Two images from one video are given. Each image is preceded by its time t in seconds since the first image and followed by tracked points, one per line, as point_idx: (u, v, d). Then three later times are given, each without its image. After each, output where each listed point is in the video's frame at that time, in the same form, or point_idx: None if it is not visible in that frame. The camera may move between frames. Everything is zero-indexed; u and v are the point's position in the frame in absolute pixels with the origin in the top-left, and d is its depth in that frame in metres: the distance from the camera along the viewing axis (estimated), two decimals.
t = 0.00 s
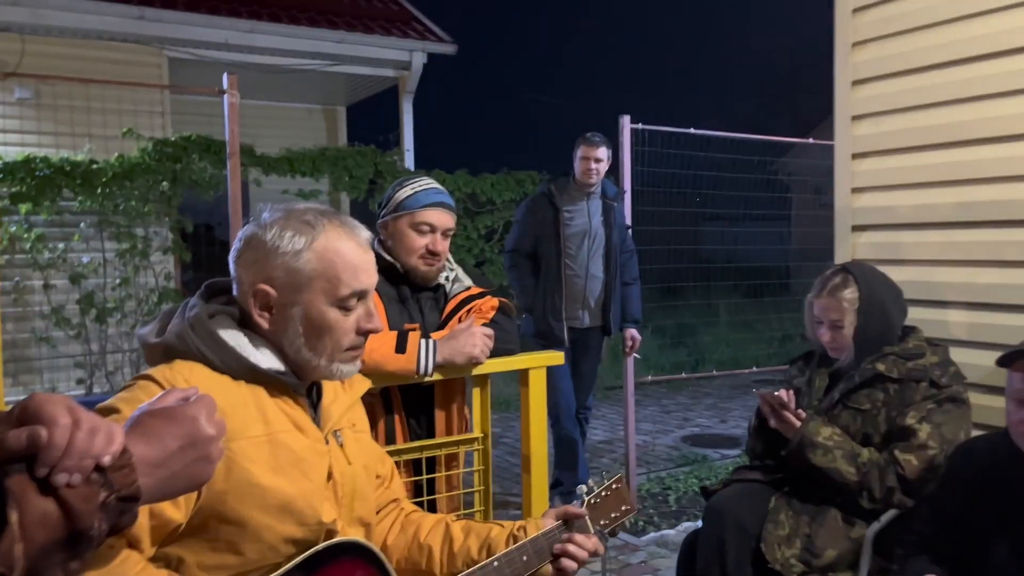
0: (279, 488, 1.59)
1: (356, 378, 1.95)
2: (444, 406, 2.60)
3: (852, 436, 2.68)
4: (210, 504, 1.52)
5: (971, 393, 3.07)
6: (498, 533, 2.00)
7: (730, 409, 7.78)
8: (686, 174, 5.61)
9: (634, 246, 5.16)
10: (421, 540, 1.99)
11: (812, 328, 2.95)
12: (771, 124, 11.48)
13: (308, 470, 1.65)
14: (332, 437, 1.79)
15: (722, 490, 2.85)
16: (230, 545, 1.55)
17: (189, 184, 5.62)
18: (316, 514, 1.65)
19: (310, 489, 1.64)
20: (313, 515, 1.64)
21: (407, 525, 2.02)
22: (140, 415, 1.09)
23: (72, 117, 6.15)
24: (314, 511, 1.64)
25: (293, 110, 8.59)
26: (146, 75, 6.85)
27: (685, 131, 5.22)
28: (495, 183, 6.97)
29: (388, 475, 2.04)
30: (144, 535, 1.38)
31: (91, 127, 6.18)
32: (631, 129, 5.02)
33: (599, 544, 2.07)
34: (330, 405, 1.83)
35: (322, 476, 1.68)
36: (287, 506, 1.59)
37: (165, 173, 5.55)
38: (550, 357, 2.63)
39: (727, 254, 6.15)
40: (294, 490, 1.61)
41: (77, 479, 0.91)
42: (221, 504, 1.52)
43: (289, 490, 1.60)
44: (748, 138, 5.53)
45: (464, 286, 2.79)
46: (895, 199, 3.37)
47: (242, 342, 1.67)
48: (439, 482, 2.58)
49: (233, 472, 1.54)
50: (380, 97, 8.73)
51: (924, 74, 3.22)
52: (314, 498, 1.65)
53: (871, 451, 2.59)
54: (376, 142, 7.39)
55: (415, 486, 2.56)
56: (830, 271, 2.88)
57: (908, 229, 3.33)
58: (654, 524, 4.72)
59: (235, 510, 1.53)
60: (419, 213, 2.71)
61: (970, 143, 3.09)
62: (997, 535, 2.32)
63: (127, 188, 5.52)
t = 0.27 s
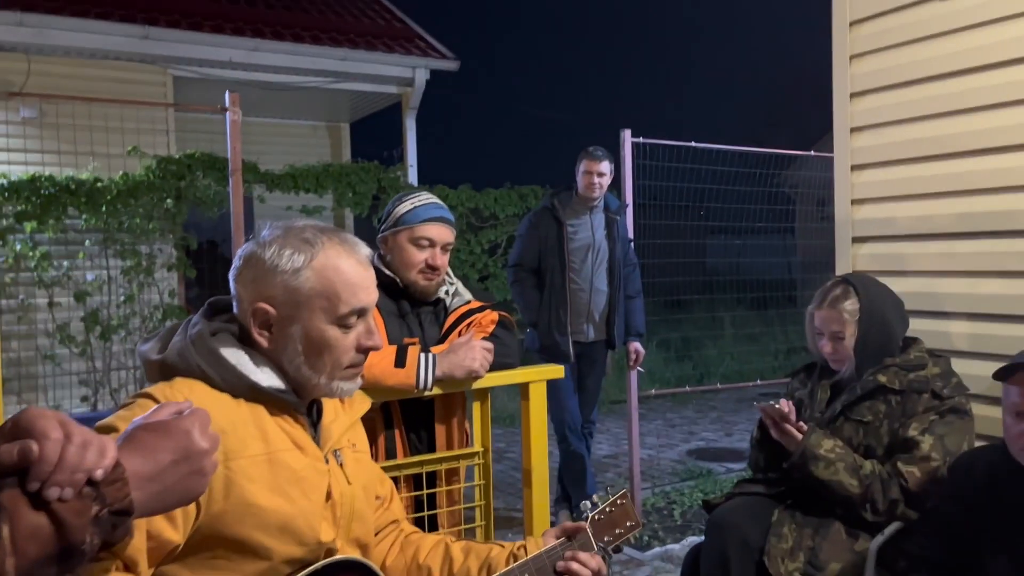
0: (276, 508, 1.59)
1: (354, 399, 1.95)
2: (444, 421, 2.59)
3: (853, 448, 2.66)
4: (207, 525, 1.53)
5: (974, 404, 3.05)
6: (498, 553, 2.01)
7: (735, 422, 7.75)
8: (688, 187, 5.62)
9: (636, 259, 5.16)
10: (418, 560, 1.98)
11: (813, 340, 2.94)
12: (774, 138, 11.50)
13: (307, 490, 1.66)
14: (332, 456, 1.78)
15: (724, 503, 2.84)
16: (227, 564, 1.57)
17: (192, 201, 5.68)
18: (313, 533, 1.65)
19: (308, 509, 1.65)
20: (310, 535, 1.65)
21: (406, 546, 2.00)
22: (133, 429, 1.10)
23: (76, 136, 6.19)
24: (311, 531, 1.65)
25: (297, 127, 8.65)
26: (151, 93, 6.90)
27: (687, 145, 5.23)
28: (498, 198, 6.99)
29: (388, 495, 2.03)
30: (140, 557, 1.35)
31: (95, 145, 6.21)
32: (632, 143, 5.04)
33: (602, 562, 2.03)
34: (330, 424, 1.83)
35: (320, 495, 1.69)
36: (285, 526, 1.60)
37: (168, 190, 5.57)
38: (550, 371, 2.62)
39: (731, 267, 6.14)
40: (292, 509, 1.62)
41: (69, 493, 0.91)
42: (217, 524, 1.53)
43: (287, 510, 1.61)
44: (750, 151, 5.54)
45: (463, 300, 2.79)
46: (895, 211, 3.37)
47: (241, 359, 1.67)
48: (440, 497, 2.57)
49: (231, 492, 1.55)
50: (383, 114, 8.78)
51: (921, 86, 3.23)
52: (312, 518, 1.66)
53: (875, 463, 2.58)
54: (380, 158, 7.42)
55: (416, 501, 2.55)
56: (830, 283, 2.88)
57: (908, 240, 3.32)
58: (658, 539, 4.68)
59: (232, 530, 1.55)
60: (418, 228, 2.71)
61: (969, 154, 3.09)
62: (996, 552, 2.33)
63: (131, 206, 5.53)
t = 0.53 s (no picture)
0: (277, 515, 1.60)
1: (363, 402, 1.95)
2: (450, 425, 2.59)
3: (862, 450, 2.65)
4: (208, 532, 1.53)
5: (985, 407, 3.02)
6: (504, 555, 2.00)
7: (746, 427, 7.70)
8: (697, 191, 5.60)
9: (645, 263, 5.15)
10: (424, 563, 1.99)
11: (821, 343, 2.92)
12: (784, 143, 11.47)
13: (309, 496, 1.66)
14: (336, 461, 1.79)
15: (732, 507, 2.83)
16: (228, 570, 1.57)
17: (203, 208, 5.74)
18: (315, 539, 1.65)
19: (310, 515, 1.65)
20: (312, 541, 1.65)
21: (412, 549, 2.01)
22: (132, 431, 1.10)
23: (88, 145, 6.25)
24: (312, 537, 1.65)
25: (307, 134, 8.70)
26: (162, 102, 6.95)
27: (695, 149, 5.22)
28: (507, 204, 6.99)
29: (394, 499, 2.03)
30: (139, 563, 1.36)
31: (107, 154, 6.26)
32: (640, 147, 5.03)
33: (609, 563, 2.00)
34: (334, 428, 1.83)
35: (322, 501, 1.69)
36: (286, 532, 1.60)
37: (178, 198, 5.69)
38: (557, 374, 2.62)
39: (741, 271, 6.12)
40: (293, 516, 1.62)
41: (67, 495, 0.91)
42: (218, 531, 1.53)
43: (288, 516, 1.61)
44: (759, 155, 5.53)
45: (470, 304, 2.79)
46: (903, 212, 3.34)
47: (244, 365, 1.67)
48: (447, 501, 2.56)
49: (232, 499, 1.55)
50: (392, 121, 8.81)
51: (928, 86, 3.22)
52: (314, 524, 1.66)
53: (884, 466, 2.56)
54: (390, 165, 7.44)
55: (423, 506, 2.55)
56: (837, 286, 2.86)
57: (917, 242, 3.30)
58: (668, 544, 4.66)
59: (234, 537, 1.55)
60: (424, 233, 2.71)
61: (977, 154, 3.07)
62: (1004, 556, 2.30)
63: (142, 213, 5.59)
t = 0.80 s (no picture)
0: (304, 523, 1.63)
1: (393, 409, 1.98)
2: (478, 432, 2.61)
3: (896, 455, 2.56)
4: (238, 539, 1.57)
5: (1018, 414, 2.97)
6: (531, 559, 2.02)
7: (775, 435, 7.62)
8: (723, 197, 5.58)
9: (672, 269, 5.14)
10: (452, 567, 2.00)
11: (845, 350, 2.88)
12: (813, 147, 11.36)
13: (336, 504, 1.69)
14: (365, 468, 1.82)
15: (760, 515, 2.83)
16: None
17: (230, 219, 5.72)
18: (342, 547, 1.68)
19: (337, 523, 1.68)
20: (339, 549, 1.67)
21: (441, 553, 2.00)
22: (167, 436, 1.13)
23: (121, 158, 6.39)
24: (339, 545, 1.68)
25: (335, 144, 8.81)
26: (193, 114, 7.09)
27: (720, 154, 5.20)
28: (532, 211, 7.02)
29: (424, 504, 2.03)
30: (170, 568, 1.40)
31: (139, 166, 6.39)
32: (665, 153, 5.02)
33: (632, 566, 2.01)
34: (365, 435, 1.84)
35: (349, 510, 1.72)
36: (314, 540, 1.63)
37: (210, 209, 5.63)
38: (583, 381, 2.63)
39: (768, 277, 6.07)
40: (320, 524, 1.65)
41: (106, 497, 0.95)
42: (248, 538, 1.57)
43: (315, 524, 1.64)
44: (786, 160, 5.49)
45: (496, 311, 2.82)
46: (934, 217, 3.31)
47: (276, 377, 1.69)
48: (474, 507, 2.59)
49: (260, 507, 1.58)
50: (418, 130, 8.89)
51: (957, 90, 3.18)
52: (341, 532, 1.68)
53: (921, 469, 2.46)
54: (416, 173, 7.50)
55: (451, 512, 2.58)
56: (861, 292, 2.82)
57: (948, 247, 3.26)
58: (696, 552, 4.62)
59: (262, 544, 1.58)
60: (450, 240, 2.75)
61: (1007, 158, 3.03)
62: None
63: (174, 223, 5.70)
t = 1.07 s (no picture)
0: (346, 520, 1.62)
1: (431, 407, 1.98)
2: (515, 431, 2.59)
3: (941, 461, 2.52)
4: (281, 536, 1.57)
5: None
6: (571, 560, 1.99)
7: (817, 439, 7.47)
8: (763, 197, 5.48)
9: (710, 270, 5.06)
10: (491, 566, 1.99)
11: (894, 350, 2.81)
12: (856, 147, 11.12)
13: (377, 501, 1.68)
14: (405, 465, 1.81)
15: (802, 517, 2.77)
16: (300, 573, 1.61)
17: (272, 220, 5.94)
18: (382, 544, 1.68)
19: (378, 520, 1.67)
20: (380, 547, 1.67)
21: (479, 552, 2.02)
22: (211, 429, 1.13)
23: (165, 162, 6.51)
24: (380, 543, 1.67)
25: (372, 147, 8.89)
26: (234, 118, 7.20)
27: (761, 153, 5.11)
28: (569, 212, 6.98)
29: (462, 503, 2.04)
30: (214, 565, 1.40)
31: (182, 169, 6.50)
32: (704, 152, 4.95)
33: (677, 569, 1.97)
34: (403, 432, 1.85)
35: (389, 507, 1.71)
36: (355, 537, 1.63)
37: (249, 210, 5.84)
38: (621, 381, 2.60)
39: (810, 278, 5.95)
40: (362, 521, 1.64)
41: (152, 488, 0.95)
42: (291, 535, 1.57)
43: (356, 522, 1.63)
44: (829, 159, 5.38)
45: (533, 310, 2.80)
46: (982, 215, 3.20)
47: (314, 369, 1.71)
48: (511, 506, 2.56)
49: (303, 504, 1.58)
50: (455, 132, 8.91)
51: (1008, 84, 3.07)
52: (381, 530, 1.68)
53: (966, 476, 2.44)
54: (452, 175, 7.51)
55: (487, 511, 2.56)
56: (911, 291, 2.75)
57: (998, 245, 3.15)
58: (736, 556, 4.54)
59: (306, 540, 1.58)
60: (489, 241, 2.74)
61: None
62: None
63: (216, 226, 5.81)
